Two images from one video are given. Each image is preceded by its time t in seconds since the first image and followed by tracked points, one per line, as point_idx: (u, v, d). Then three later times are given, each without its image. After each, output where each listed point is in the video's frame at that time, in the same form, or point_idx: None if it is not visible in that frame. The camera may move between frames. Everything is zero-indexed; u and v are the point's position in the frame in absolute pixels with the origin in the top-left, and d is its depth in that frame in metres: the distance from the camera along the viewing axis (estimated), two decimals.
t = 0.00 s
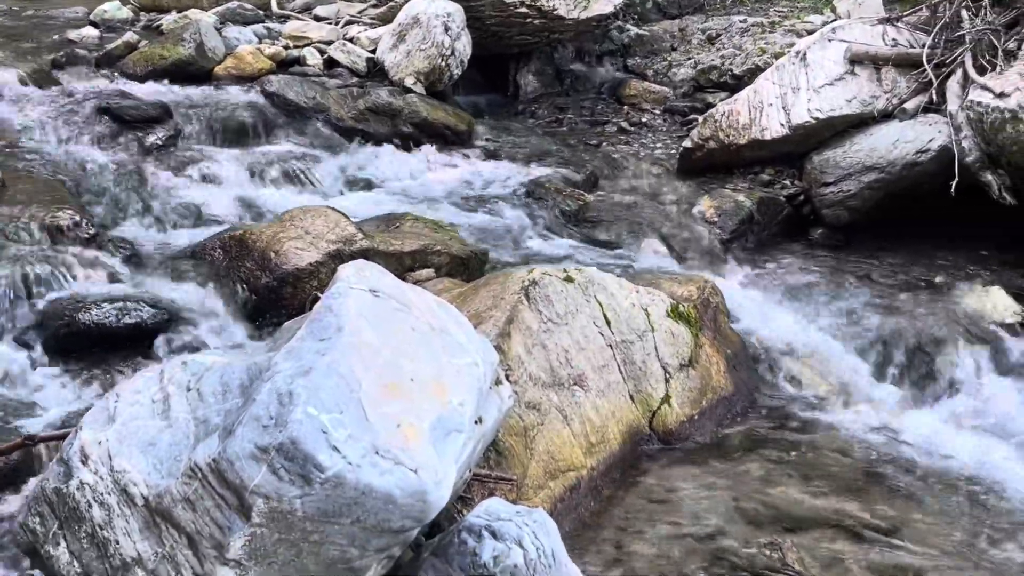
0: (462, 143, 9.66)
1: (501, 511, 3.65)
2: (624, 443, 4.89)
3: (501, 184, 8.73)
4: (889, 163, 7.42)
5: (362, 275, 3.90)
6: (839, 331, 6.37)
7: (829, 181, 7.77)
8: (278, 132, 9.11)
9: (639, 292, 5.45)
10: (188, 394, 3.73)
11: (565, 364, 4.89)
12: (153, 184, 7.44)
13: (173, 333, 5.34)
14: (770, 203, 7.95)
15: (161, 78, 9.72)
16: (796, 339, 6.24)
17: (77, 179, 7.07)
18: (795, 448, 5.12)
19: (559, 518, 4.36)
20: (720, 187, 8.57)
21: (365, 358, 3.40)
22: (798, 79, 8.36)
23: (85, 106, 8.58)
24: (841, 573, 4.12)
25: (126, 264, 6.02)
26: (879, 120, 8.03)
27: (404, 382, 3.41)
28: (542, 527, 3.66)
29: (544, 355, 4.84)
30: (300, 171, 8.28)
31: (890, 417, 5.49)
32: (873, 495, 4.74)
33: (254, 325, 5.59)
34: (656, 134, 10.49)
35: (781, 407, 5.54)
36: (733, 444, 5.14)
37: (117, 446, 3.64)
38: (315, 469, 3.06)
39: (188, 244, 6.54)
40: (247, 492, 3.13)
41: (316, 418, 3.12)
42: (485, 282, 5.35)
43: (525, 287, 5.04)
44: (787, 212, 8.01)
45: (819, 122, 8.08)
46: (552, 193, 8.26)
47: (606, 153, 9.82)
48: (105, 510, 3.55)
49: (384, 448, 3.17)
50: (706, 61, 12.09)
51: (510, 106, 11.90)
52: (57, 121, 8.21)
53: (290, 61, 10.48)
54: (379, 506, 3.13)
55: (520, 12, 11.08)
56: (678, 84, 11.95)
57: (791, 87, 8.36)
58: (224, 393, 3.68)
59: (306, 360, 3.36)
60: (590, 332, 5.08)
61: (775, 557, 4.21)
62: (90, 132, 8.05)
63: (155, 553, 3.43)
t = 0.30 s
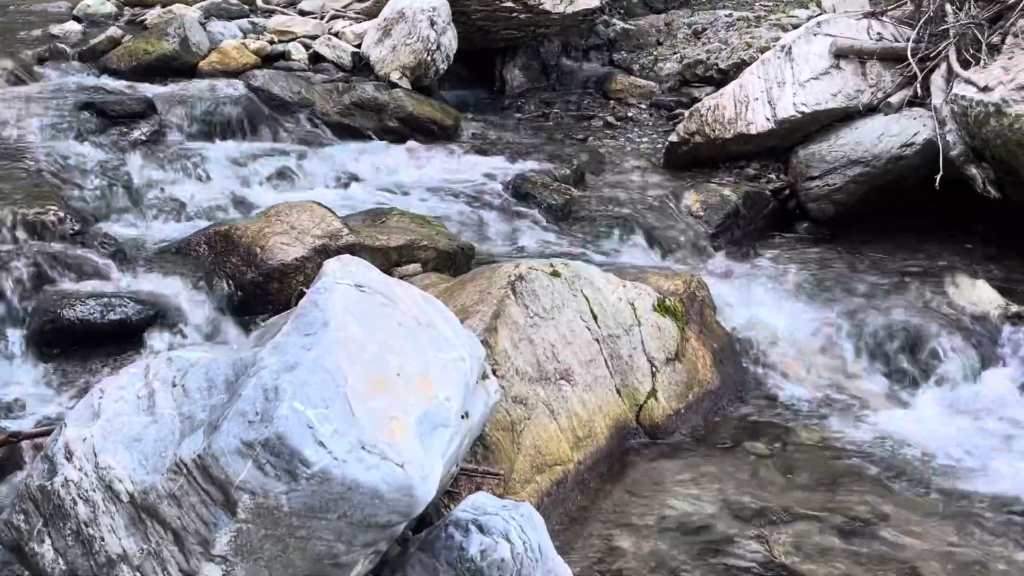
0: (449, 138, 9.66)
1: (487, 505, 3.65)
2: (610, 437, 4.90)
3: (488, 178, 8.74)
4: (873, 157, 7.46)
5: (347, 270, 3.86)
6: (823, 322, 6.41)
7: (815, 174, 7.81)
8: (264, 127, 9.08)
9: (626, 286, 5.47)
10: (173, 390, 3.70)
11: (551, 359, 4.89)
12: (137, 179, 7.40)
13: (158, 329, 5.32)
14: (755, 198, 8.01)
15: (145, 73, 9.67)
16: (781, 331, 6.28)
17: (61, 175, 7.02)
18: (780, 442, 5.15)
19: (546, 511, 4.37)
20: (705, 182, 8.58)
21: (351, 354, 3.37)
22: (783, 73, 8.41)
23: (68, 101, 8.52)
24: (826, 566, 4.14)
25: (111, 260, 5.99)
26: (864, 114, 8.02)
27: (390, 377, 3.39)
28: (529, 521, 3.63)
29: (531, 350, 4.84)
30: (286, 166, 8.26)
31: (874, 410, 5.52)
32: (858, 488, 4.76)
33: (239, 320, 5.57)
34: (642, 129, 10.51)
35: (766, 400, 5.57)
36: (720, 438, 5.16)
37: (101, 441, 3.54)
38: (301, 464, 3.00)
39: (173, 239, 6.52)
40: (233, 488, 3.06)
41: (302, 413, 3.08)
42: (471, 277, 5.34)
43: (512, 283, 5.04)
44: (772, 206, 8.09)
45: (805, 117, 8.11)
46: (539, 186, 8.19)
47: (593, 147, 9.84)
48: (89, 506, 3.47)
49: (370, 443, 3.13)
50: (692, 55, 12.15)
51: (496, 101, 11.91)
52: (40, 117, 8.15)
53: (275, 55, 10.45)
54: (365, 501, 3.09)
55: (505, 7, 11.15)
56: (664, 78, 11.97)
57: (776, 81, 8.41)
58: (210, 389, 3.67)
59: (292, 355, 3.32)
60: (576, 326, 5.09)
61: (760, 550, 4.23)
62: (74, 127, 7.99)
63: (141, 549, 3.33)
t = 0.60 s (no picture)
0: (434, 133, 9.70)
1: (474, 501, 3.64)
2: (597, 433, 4.90)
3: (475, 174, 8.73)
4: (859, 151, 7.46)
5: (333, 266, 3.81)
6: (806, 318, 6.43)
7: (800, 169, 7.81)
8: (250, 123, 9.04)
9: (612, 282, 5.47)
10: (158, 386, 3.61)
11: (538, 355, 4.89)
12: (122, 176, 7.36)
13: (143, 327, 5.30)
14: (741, 191, 8.03)
15: (129, 69, 9.61)
16: (766, 326, 6.31)
17: (45, 171, 6.98)
18: (767, 436, 5.17)
19: (533, 507, 4.37)
20: (692, 177, 8.58)
21: (337, 350, 3.33)
22: (768, 69, 8.42)
23: (52, 97, 8.46)
24: (812, 560, 4.16)
25: (96, 256, 5.97)
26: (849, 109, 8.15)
27: (377, 373, 3.35)
28: (516, 517, 3.69)
29: (518, 345, 4.85)
30: (270, 162, 8.24)
31: (859, 405, 5.54)
32: (843, 482, 4.79)
33: (226, 316, 5.56)
34: (628, 124, 10.54)
35: (752, 395, 5.58)
36: (707, 432, 5.18)
37: (85, 437, 3.49)
38: (286, 461, 2.96)
39: (158, 236, 6.49)
40: (218, 485, 3.01)
41: (287, 409, 3.03)
42: (460, 272, 5.34)
43: (498, 278, 5.03)
44: (757, 201, 8.10)
45: (790, 112, 8.13)
46: (525, 182, 8.23)
47: (580, 143, 9.84)
48: (74, 503, 3.41)
49: (357, 439, 3.09)
50: (678, 51, 12.22)
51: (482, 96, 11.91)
52: (24, 112, 8.10)
53: (261, 51, 10.46)
54: (351, 497, 3.05)
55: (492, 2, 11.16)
56: (651, 74, 12.12)
57: (762, 76, 8.41)
58: (194, 385, 3.58)
59: (277, 352, 3.28)
60: (563, 322, 5.09)
61: (748, 544, 4.26)
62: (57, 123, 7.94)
63: (126, 546, 3.29)
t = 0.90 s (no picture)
0: (421, 130, 9.70)
1: (460, 497, 3.61)
2: (583, 429, 4.92)
3: (462, 170, 8.74)
4: (845, 148, 7.52)
5: (318, 262, 3.79)
6: (791, 313, 6.46)
7: (785, 166, 7.86)
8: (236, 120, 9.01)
9: (598, 278, 5.49)
10: (142, 383, 3.57)
11: (524, 351, 4.90)
12: (107, 172, 7.32)
13: (127, 324, 5.28)
14: (726, 188, 8.05)
15: (113, 66, 9.51)
16: (753, 321, 6.33)
17: (29, 169, 6.94)
18: (753, 431, 5.19)
19: (520, 502, 4.38)
20: (678, 173, 8.59)
21: (322, 346, 3.31)
22: (754, 65, 8.47)
23: (36, 93, 8.42)
24: (795, 554, 4.18)
25: (79, 253, 5.95)
26: (834, 105, 8.21)
27: (362, 370, 3.33)
28: (502, 513, 3.64)
29: (504, 341, 4.85)
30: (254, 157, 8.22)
31: (843, 399, 5.57)
32: (828, 476, 4.81)
33: (211, 313, 5.55)
34: (614, 120, 10.56)
35: (738, 390, 5.61)
36: (693, 427, 5.19)
37: (69, 435, 3.44)
38: (271, 458, 2.93)
39: (143, 232, 6.47)
40: (202, 482, 2.96)
41: (272, 406, 3.01)
42: (446, 268, 5.34)
43: (484, 274, 5.03)
44: (743, 197, 8.12)
45: (776, 108, 8.18)
46: (512, 179, 8.19)
47: (566, 139, 9.85)
48: (58, 502, 3.35)
49: (342, 436, 3.08)
50: (663, 47, 12.28)
51: (467, 92, 11.90)
52: (8, 109, 8.05)
53: (245, 48, 10.38)
54: (337, 494, 3.03)
55: None
56: (637, 70, 12.19)
57: (747, 73, 8.47)
58: (179, 382, 3.54)
59: (262, 348, 3.25)
60: (549, 318, 5.10)
61: (733, 538, 4.28)
62: (41, 119, 7.90)
63: (110, 545, 3.24)
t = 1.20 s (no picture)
0: (407, 126, 9.69)
1: (446, 494, 3.59)
2: (569, 425, 4.93)
3: (449, 166, 8.74)
4: (829, 144, 7.56)
5: (304, 257, 3.76)
6: (776, 308, 6.48)
7: (771, 162, 7.87)
8: (221, 116, 8.98)
9: (584, 274, 5.49)
10: (126, 381, 3.53)
11: (510, 347, 4.90)
12: (90, 168, 7.27)
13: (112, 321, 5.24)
14: (712, 183, 8.08)
15: (97, 62, 9.52)
16: (739, 317, 6.34)
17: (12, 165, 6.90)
18: (738, 426, 5.21)
19: (506, 499, 4.38)
20: (664, 169, 8.62)
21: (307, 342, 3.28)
22: (739, 61, 8.50)
23: (19, 89, 8.36)
24: (781, 548, 4.21)
25: (62, 250, 5.92)
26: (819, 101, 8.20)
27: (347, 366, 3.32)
28: (488, 509, 3.62)
29: (490, 338, 4.85)
30: (241, 156, 8.23)
31: (829, 395, 5.59)
32: (813, 471, 4.83)
33: (196, 310, 5.53)
34: (600, 117, 10.57)
35: (723, 385, 5.63)
36: (678, 422, 5.21)
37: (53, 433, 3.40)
38: (256, 455, 2.92)
39: (127, 229, 6.45)
40: (187, 479, 2.96)
41: (257, 403, 2.99)
42: (431, 265, 5.34)
43: (470, 271, 5.03)
44: (729, 193, 8.15)
45: (761, 104, 8.18)
46: (499, 176, 8.24)
47: (552, 135, 9.86)
48: (41, 500, 3.32)
49: (326, 432, 3.07)
50: (649, 44, 12.32)
51: (453, 89, 11.90)
52: None
53: (231, 43, 10.32)
54: (322, 491, 3.02)
55: None
56: (622, 66, 12.21)
57: (733, 69, 8.49)
58: (163, 379, 3.51)
59: (247, 344, 3.23)
60: (535, 314, 5.10)
61: (719, 533, 4.30)
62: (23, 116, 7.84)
63: (94, 543, 3.23)
